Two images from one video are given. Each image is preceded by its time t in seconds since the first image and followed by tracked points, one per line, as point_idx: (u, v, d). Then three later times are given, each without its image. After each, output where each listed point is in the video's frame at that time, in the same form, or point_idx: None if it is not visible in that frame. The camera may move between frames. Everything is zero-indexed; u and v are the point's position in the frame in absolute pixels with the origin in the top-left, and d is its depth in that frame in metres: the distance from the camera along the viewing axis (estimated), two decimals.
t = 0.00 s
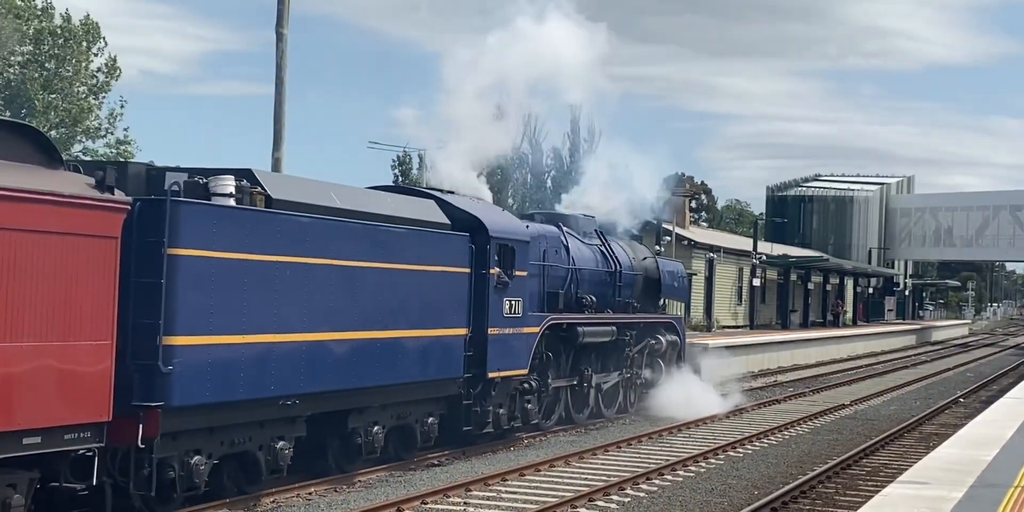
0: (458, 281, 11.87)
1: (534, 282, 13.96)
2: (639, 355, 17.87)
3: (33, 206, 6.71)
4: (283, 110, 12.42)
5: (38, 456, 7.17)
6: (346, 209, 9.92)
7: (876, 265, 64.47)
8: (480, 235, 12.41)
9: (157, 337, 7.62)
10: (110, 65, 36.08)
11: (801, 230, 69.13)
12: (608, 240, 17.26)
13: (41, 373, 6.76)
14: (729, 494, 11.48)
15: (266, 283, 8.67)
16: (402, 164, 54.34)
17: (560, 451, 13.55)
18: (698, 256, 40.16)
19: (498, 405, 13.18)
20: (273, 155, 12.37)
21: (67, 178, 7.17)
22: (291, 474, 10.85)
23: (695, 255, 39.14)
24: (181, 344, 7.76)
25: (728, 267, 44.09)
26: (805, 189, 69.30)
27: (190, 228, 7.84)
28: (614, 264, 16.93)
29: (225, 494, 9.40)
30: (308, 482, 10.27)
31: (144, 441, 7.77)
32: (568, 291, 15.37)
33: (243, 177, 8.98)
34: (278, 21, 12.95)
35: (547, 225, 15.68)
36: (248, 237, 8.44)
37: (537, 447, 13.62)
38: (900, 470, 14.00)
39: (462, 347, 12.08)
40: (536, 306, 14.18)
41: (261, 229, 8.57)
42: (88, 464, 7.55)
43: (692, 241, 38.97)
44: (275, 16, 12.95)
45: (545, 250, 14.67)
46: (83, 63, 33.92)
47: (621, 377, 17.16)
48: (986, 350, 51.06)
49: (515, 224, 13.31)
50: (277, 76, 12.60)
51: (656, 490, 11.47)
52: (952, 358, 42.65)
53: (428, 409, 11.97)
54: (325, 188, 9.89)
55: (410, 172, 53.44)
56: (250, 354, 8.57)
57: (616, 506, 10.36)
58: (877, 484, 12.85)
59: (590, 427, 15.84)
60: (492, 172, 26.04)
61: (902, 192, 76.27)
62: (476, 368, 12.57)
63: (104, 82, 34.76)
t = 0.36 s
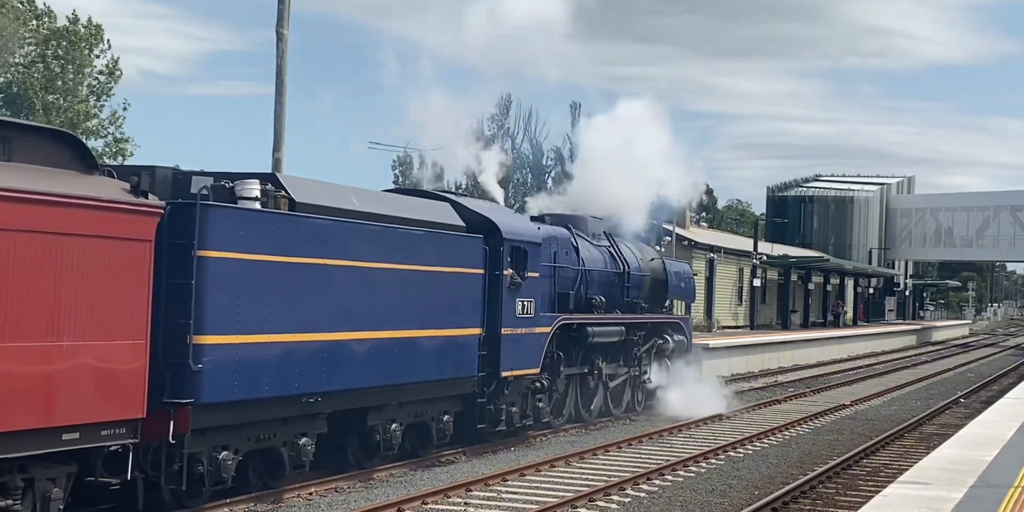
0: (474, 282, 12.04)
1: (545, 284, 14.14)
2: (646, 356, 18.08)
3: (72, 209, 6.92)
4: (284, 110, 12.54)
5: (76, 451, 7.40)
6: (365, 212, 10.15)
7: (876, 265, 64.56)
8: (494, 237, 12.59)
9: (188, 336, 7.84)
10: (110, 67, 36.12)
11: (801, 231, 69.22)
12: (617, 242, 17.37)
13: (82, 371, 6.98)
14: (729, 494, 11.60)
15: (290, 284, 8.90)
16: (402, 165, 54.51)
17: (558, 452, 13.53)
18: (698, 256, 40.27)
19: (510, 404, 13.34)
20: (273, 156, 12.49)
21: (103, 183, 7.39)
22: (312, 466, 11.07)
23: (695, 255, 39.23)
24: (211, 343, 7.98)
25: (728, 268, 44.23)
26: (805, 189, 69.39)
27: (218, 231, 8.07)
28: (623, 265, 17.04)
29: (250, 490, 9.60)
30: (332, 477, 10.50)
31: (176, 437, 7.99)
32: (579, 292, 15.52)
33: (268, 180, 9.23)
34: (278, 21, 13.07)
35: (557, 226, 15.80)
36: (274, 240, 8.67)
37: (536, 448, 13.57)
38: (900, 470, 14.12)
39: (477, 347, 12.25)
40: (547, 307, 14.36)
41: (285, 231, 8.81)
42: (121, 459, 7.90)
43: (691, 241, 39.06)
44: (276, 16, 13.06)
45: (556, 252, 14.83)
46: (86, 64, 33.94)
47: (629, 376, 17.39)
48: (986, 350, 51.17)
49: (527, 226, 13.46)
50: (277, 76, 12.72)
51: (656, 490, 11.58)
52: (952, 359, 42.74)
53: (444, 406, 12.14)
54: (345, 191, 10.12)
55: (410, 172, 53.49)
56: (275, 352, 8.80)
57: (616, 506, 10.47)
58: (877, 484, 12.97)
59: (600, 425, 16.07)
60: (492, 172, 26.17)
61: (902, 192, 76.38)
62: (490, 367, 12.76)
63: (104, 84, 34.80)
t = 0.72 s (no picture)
0: (484, 283, 12.27)
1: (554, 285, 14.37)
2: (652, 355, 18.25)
3: (102, 213, 7.17)
4: (284, 110, 12.64)
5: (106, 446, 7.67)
6: (381, 215, 10.47)
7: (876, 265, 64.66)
8: (504, 238, 12.87)
9: (213, 336, 8.13)
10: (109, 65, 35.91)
11: (801, 231, 69.30)
12: (623, 243, 17.52)
13: (112, 370, 7.24)
14: (728, 495, 11.71)
15: (309, 285, 9.21)
16: (402, 165, 54.55)
17: (557, 452, 13.58)
18: (698, 256, 40.38)
19: (520, 402, 13.57)
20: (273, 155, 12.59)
21: (132, 187, 7.64)
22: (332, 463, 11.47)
23: (695, 255, 39.32)
24: (235, 343, 8.28)
25: (728, 268, 44.34)
26: (805, 189, 69.46)
27: (241, 234, 8.37)
28: (629, 265, 17.18)
29: (271, 486, 9.95)
30: (350, 473, 10.93)
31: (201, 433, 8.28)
32: (586, 294, 15.69)
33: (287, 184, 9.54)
34: (278, 22, 13.17)
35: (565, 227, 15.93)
36: (293, 242, 8.97)
37: (535, 448, 13.61)
38: (899, 470, 14.24)
39: (489, 347, 12.51)
40: (555, 308, 14.56)
41: (303, 234, 9.10)
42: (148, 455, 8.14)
43: (692, 242, 39.16)
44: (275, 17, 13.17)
45: (565, 254, 15.02)
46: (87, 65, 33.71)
47: (636, 376, 17.58)
48: (985, 350, 51.30)
49: (537, 228, 13.69)
50: (277, 76, 12.82)
51: (656, 490, 11.69)
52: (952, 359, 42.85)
53: (457, 405, 12.42)
54: (362, 194, 10.44)
55: (410, 172, 53.49)
56: (295, 352, 9.10)
57: (616, 507, 10.58)
58: (876, 484, 13.08)
59: (608, 423, 16.27)
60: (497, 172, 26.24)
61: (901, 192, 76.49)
62: (501, 366, 13.00)
63: (104, 84, 34.66)
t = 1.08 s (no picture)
0: (494, 283, 12.55)
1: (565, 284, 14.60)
2: (659, 354, 18.45)
3: (139, 216, 7.56)
4: (284, 109, 12.80)
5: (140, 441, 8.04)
6: (400, 217, 10.81)
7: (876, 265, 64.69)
8: (517, 239, 13.21)
9: (240, 335, 8.51)
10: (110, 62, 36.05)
11: (801, 231, 69.37)
12: (631, 244, 17.68)
13: (146, 367, 7.65)
14: (729, 495, 11.80)
15: (331, 286, 9.57)
16: (402, 165, 54.60)
17: (557, 452, 13.64)
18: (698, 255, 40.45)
19: (532, 400, 13.96)
20: (273, 155, 12.70)
21: (165, 191, 8.03)
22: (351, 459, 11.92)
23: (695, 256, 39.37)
24: (261, 341, 8.65)
25: (728, 268, 44.40)
26: (805, 189, 69.55)
27: (268, 236, 8.74)
28: (637, 266, 17.36)
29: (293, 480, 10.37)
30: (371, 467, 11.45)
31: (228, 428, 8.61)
32: (596, 293, 15.84)
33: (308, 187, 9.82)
34: (278, 21, 13.32)
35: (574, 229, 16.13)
36: (317, 244, 9.34)
37: (535, 448, 13.69)
38: (900, 470, 14.33)
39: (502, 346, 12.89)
40: (566, 307, 14.77)
41: (324, 235, 9.45)
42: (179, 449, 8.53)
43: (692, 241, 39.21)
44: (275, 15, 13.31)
45: (575, 255, 15.15)
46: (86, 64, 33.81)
47: (644, 374, 17.81)
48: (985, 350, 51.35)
49: (549, 229, 13.98)
50: (277, 75, 12.99)
51: (656, 490, 11.77)
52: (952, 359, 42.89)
53: (471, 403, 12.82)
54: (382, 198, 10.79)
55: (410, 172, 53.61)
56: (318, 350, 9.46)
57: (616, 507, 10.66)
58: (876, 484, 13.18)
59: (617, 422, 16.50)
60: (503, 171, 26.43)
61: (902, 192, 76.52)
62: (514, 365, 13.32)
63: (104, 84, 34.83)
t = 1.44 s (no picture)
0: (505, 284, 12.83)
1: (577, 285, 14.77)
2: (665, 353, 18.69)
3: (171, 220, 7.86)
4: (284, 108, 12.90)
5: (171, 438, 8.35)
6: (417, 220, 11.15)
7: (876, 265, 64.76)
8: (529, 240, 13.39)
9: (265, 335, 8.89)
10: (110, 60, 36.15)
11: (801, 231, 69.45)
12: (639, 245, 17.86)
13: (177, 365, 7.96)
14: (729, 494, 11.90)
15: (351, 287, 9.94)
16: (402, 165, 54.72)
17: (556, 452, 13.72)
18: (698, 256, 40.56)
19: (543, 399, 14.28)
20: (273, 156, 12.73)
21: (194, 194, 8.32)
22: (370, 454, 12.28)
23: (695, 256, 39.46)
24: (285, 341, 9.02)
25: (728, 268, 44.52)
26: (805, 189, 69.67)
27: (292, 239, 9.12)
28: (643, 267, 17.55)
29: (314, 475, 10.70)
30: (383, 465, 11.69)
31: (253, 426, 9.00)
32: (605, 293, 16.01)
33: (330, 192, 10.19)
34: (278, 21, 13.41)
35: (583, 230, 16.30)
36: (338, 247, 9.71)
37: (535, 448, 13.79)
38: (900, 470, 14.44)
39: (515, 346, 13.20)
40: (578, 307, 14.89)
41: (345, 237, 9.80)
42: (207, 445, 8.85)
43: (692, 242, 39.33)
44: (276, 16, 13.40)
45: (585, 255, 15.27)
46: (86, 62, 33.91)
47: (651, 373, 18.05)
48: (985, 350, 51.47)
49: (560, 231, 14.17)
50: (277, 74, 13.07)
51: (656, 490, 11.88)
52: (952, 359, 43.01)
53: (485, 401, 13.16)
54: (399, 201, 11.12)
55: (409, 171, 53.71)
56: (339, 349, 9.83)
57: (616, 506, 10.76)
58: (876, 484, 13.28)
59: (624, 420, 16.79)
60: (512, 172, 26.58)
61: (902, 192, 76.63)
62: (526, 364, 13.57)
63: (104, 82, 34.98)
